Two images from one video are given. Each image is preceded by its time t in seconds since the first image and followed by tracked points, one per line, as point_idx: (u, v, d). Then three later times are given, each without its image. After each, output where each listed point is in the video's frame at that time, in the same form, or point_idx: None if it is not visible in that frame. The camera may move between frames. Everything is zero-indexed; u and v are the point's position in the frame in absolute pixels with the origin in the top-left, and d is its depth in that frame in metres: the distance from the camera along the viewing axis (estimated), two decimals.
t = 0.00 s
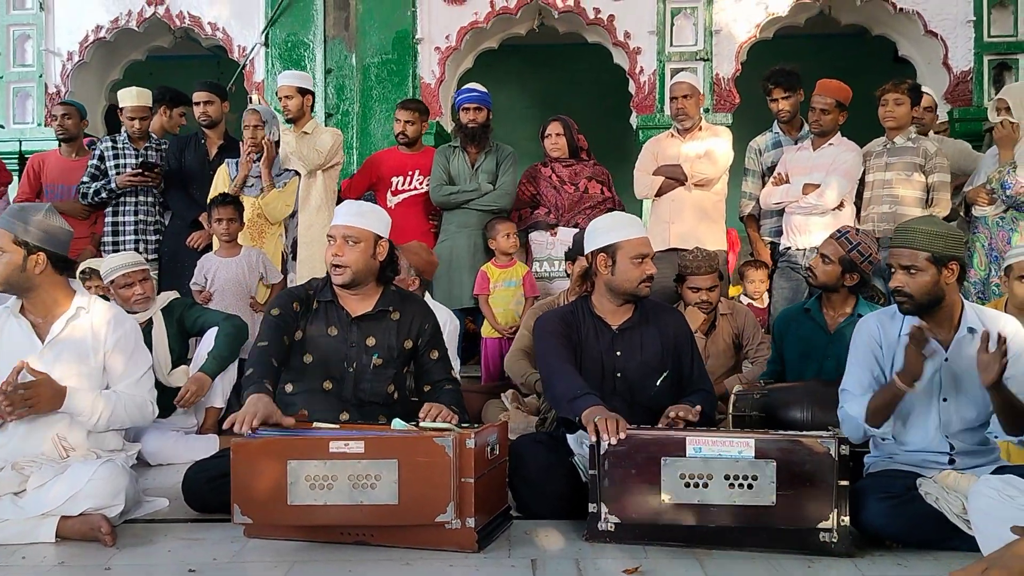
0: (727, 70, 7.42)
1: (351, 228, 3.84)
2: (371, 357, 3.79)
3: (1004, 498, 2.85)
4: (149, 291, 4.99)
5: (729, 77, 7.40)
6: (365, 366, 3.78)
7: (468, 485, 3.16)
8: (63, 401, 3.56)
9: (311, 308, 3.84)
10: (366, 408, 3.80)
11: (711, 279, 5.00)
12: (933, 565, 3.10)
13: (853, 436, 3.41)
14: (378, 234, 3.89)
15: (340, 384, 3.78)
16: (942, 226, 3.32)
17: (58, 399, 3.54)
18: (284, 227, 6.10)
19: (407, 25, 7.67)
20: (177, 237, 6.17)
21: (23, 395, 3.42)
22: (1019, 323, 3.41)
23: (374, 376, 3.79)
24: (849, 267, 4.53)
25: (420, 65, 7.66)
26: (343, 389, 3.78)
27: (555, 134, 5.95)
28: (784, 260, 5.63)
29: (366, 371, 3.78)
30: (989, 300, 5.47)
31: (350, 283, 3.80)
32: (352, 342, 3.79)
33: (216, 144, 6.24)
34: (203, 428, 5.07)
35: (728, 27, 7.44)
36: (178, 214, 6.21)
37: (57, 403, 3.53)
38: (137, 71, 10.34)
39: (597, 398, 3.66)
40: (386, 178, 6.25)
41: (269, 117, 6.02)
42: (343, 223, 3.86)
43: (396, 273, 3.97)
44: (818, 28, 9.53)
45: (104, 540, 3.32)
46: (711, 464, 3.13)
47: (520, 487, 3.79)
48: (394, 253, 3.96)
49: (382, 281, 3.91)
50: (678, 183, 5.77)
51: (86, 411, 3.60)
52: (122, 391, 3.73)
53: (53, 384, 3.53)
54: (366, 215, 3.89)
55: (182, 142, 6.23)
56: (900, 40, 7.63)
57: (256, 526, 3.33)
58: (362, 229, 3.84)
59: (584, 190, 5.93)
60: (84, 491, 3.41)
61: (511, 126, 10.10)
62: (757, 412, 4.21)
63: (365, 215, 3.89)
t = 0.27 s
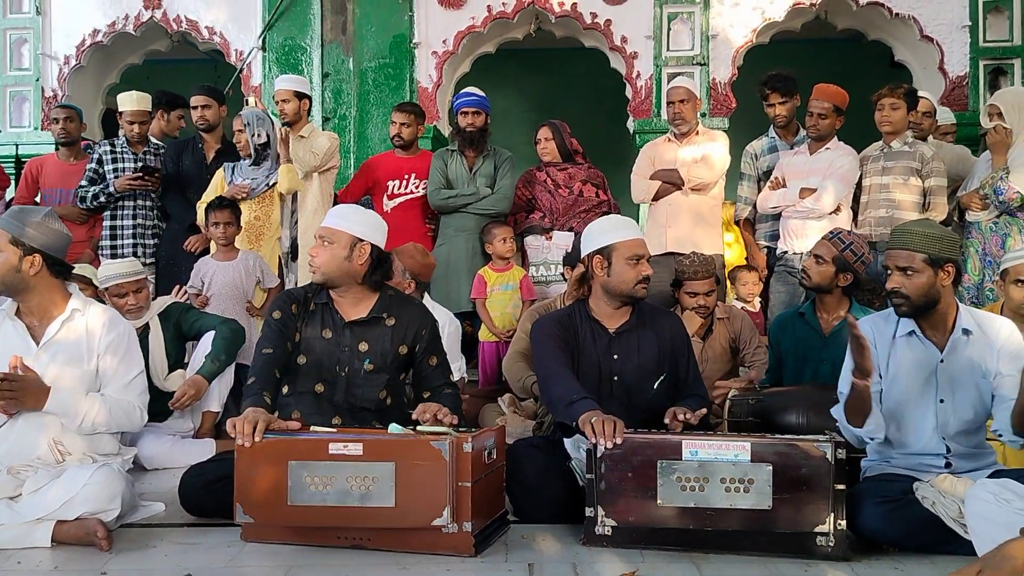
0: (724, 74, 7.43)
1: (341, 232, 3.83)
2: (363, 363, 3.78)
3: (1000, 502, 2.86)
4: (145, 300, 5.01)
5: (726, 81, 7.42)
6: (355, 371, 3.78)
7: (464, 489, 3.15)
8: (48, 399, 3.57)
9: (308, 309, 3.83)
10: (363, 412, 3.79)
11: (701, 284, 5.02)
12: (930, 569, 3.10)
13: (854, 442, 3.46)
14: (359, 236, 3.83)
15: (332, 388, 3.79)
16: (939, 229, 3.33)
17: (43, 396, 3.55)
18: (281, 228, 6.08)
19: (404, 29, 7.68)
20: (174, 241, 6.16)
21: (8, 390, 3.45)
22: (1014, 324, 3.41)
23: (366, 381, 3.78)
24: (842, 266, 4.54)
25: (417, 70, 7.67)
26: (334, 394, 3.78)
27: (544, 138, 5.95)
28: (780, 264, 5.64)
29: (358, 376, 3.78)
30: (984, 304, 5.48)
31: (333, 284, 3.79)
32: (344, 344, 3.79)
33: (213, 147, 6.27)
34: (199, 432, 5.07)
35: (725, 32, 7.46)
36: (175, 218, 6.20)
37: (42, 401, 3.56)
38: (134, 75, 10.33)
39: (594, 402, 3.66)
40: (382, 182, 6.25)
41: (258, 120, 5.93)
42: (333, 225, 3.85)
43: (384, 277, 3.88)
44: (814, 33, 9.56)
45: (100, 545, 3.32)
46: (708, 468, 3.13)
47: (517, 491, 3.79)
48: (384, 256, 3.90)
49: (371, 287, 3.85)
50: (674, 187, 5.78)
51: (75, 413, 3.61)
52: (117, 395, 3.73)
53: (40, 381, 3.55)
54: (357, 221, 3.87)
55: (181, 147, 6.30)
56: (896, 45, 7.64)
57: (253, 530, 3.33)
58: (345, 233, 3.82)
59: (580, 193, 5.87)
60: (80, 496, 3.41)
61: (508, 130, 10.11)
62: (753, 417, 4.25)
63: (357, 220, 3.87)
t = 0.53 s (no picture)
0: (722, 75, 7.44)
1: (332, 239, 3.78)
2: (362, 368, 3.78)
3: (997, 503, 2.86)
4: (141, 303, 5.02)
5: (724, 82, 7.43)
6: (354, 376, 3.78)
7: (462, 490, 3.16)
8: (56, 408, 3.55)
9: (307, 312, 3.84)
10: (361, 414, 3.79)
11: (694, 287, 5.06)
12: (928, 570, 3.10)
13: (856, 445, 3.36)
14: (343, 244, 3.77)
15: (331, 394, 3.79)
16: (935, 229, 3.32)
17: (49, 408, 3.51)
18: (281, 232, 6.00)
19: (402, 30, 7.68)
20: (172, 242, 6.15)
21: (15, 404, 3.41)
22: (1010, 323, 3.43)
23: (364, 386, 3.78)
24: (843, 267, 4.56)
25: (416, 71, 7.67)
26: (333, 400, 3.79)
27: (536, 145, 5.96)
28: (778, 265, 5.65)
29: (357, 381, 3.78)
30: (982, 305, 5.49)
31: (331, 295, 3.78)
32: (342, 349, 3.79)
33: (211, 150, 6.23)
34: (197, 434, 5.06)
35: (722, 32, 7.46)
36: (173, 219, 6.19)
37: (49, 412, 3.52)
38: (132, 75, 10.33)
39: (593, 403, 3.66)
40: (379, 180, 6.25)
41: (252, 121, 5.84)
42: (324, 232, 3.80)
43: (372, 283, 3.78)
44: (812, 34, 9.57)
45: (97, 547, 3.31)
46: (706, 469, 3.13)
47: (515, 493, 3.78)
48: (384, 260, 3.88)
49: (360, 292, 3.78)
50: (673, 188, 5.79)
51: (81, 419, 3.61)
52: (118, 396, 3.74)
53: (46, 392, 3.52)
54: (349, 229, 3.80)
55: (178, 149, 6.23)
56: (894, 46, 7.65)
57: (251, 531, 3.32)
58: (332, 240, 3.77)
59: (573, 194, 5.88)
60: (77, 497, 3.40)
61: (506, 130, 10.11)
62: (751, 418, 4.24)
63: (349, 226, 3.81)
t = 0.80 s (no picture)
0: (721, 75, 7.44)
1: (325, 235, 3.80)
2: (356, 367, 3.78)
3: (995, 504, 2.85)
4: (140, 305, 5.02)
5: (723, 83, 7.43)
6: (349, 376, 3.78)
7: (461, 491, 3.15)
8: (78, 403, 3.53)
9: (302, 312, 3.83)
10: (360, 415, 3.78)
11: (702, 288, 5.06)
12: (927, 570, 3.10)
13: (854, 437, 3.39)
14: (338, 239, 3.79)
15: (327, 392, 3.79)
16: (940, 228, 3.34)
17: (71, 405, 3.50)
18: (280, 230, 5.98)
19: (401, 30, 7.67)
20: (171, 243, 6.14)
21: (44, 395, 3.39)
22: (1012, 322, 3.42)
23: (360, 386, 3.79)
24: (843, 264, 4.60)
25: (415, 71, 7.67)
26: (329, 398, 3.79)
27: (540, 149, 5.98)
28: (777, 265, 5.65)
29: (352, 380, 3.78)
30: (980, 305, 5.48)
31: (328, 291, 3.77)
32: (336, 348, 3.79)
33: (210, 150, 6.22)
34: (196, 435, 5.06)
35: (721, 33, 7.46)
36: (172, 220, 6.18)
37: (73, 404, 3.51)
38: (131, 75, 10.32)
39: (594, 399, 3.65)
40: (375, 169, 6.25)
41: (247, 119, 5.85)
42: (320, 227, 3.82)
43: (366, 279, 3.79)
44: (811, 34, 9.57)
45: (96, 548, 3.31)
46: (705, 469, 3.13)
47: (514, 494, 3.77)
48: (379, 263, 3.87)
49: (354, 289, 3.79)
50: (672, 189, 5.78)
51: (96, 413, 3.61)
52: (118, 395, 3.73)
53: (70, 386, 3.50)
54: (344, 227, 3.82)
55: (177, 149, 6.21)
56: (892, 46, 7.65)
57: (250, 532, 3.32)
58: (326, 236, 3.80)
59: (567, 193, 5.82)
60: (76, 498, 3.40)
61: (506, 131, 10.10)
62: (749, 419, 4.25)
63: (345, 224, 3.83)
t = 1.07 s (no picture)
0: (721, 75, 7.45)
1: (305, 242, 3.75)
2: (354, 368, 3.79)
3: (995, 504, 2.86)
4: (141, 306, 5.01)
5: (723, 82, 7.43)
6: (347, 377, 3.79)
7: (462, 492, 3.16)
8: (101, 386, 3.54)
9: (297, 314, 3.80)
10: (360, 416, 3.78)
11: (710, 288, 5.09)
12: (928, 570, 3.10)
13: (863, 442, 3.35)
14: (320, 244, 3.72)
15: (325, 394, 3.80)
16: (948, 227, 3.33)
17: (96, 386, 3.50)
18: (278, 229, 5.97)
19: (401, 31, 7.67)
20: (171, 244, 6.14)
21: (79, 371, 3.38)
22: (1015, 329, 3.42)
23: (357, 387, 3.80)
24: (846, 264, 4.59)
25: (415, 72, 7.67)
26: (328, 400, 3.80)
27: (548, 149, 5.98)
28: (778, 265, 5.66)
29: (350, 382, 3.79)
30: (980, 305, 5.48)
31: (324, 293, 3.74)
32: (333, 351, 3.78)
33: (210, 151, 6.22)
34: (197, 436, 5.06)
35: (721, 33, 7.46)
36: (172, 221, 6.18)
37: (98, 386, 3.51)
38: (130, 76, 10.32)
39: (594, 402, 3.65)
40: (375, 170, 6.26)
41: (242, 120, 5.83)
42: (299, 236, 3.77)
43: (354, 282, 3.75)
44: (811, 34, 9.57)
45: (97, 549, 3.31)
46: (706, 469, 3.13)
47: (515, 495, 3.77)
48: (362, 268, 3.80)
49: (343, 291, 3.75)
50: (672, 189, 5.80)
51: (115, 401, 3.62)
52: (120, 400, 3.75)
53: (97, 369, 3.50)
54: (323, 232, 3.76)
55: (178, 150, 6.20)
56: (892, 45, 7.65)
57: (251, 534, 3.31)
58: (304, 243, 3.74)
59: (568, 194, 5.79)
60: (77, 499, 3.40)
61: (506, 131, 10.11)
62: (750, 419, 4.25)
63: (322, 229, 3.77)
